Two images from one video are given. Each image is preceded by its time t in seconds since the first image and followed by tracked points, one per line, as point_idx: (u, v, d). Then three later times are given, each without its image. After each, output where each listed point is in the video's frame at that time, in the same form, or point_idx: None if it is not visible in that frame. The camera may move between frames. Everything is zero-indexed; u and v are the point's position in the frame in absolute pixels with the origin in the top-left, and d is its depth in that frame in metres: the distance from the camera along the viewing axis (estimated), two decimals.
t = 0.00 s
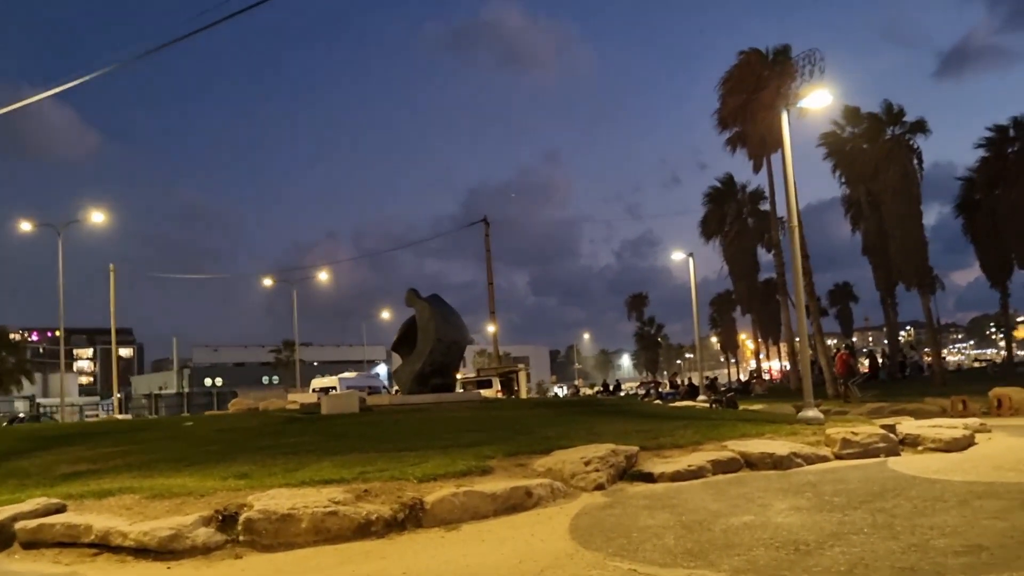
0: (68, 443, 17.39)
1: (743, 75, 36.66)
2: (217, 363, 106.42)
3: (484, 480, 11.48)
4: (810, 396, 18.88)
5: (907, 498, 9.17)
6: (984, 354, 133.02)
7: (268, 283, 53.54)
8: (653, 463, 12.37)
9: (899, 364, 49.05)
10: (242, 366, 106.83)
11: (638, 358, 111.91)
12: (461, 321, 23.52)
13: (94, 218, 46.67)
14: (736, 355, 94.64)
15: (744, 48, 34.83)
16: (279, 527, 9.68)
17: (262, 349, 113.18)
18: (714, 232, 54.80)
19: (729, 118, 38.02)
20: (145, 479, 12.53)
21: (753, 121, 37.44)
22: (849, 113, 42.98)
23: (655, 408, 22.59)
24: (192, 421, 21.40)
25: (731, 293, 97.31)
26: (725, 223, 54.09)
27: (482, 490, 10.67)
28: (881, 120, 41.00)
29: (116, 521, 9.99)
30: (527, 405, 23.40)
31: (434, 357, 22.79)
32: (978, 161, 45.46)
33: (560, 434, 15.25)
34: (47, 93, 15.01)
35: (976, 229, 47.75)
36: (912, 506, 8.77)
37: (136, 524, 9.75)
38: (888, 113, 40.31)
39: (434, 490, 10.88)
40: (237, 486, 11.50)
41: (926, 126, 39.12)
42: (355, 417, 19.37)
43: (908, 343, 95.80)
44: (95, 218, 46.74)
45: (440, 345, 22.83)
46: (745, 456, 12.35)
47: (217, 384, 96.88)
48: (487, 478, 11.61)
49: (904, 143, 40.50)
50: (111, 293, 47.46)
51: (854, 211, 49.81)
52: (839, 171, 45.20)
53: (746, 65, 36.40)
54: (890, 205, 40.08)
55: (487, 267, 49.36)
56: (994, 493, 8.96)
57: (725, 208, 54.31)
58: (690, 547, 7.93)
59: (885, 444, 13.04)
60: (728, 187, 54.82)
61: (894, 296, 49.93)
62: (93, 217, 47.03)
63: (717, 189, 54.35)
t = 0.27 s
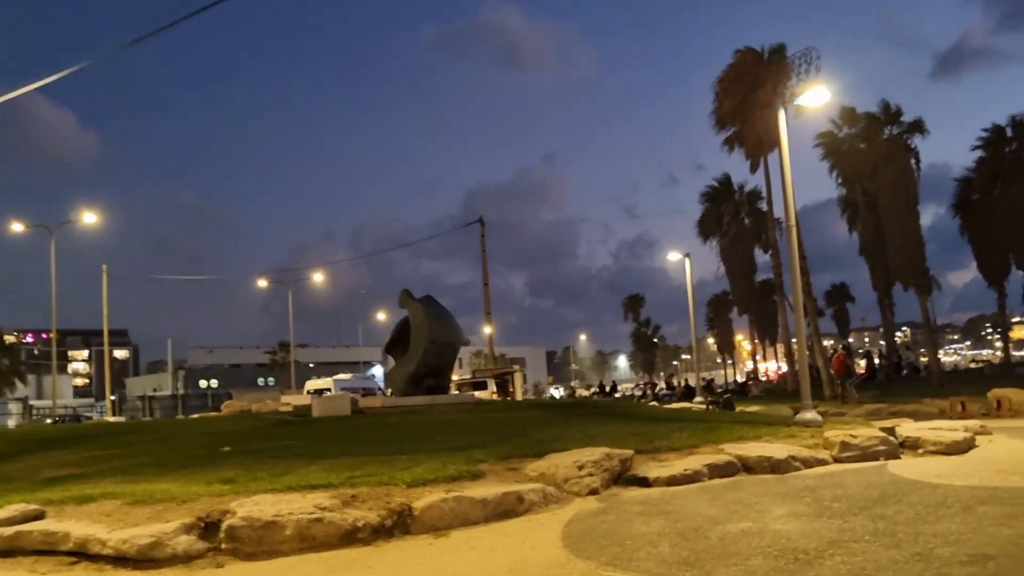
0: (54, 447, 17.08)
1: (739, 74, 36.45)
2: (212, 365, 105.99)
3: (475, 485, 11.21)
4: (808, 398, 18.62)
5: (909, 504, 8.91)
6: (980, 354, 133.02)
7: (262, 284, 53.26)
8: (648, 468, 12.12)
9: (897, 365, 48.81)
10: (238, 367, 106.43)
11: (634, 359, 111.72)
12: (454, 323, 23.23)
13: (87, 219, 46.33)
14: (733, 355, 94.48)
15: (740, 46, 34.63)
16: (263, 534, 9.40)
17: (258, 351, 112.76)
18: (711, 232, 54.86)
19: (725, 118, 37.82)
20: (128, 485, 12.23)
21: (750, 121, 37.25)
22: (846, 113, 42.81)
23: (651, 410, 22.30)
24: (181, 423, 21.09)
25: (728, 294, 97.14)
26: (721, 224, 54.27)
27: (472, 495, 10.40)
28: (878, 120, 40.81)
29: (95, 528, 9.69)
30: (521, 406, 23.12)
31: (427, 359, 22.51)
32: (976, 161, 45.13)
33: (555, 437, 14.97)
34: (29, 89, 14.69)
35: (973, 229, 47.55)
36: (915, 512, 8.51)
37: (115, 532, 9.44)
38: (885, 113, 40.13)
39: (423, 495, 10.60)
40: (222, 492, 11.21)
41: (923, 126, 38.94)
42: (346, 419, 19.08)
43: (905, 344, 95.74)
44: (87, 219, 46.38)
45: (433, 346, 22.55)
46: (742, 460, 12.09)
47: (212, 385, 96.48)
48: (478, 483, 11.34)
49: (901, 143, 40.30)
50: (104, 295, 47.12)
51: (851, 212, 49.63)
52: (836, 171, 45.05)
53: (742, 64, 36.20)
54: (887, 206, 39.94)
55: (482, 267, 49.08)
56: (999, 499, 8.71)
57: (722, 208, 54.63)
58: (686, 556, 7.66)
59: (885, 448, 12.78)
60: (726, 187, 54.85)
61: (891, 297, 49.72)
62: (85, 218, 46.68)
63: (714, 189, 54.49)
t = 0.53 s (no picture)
0: (29, 448, 16.71)
1: (727, 75, 36.34)
2: (198, 366, 105.23)
3: (458, 488, 10.95)
4: (797, 400, 18.42)
5: (902, 508, 8.69)
6: (966, 358, 133.59)
7: (248, 284, 52.76)
8: (635, 471, 11.89)
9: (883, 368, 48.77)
10: (224, 369, 105.74)
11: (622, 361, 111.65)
12: (440, 323, 22.90)
13: (70, 218, 45.80)
14: (720, 358, 94.51)
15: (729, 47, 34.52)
16: (238, 539, 9.10)
17: (244, 352, 112.07)
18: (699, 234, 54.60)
19: (713, 119, 37.73)
20: (101, 488, 11.89)
21: (738, 122, 37.18)
22: (834, 116, 42.80)
23: (638, 412, 22.09)
24: (162, 425, 20.73)
25: (715, 297, 97.16)
26: (709, 226, 53.96)
27: (455, 499, 10.13)
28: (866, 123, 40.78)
29: (64, 532, 9.36)
30: (508, 408, 22.86)
31: (412, 360, 22.20)
32: (962, 165, 45.07)
33: (540, 440, 14.71)
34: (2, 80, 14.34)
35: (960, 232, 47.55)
36: (908, 517, 8.30)
37: (85, 536, 9.13)
38: (874, 115, 40.12)
39: (404, 499, 10.33)
40: (197, 495, 10.90)
41: (911, 129, 38.94)
42: (329, 421, 18.77)
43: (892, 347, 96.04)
44: (70, 218, 45.84)
45: (418, 347, 22.25)
46: (731, 463, 11.88)
47: (197, 387, 95.77)
48: (461, 486, 11.07)
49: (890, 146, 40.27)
50: (88, 295, 46.58)
51: (838, 215, 49.62)
52: (824, 174, 45.07)
53: (731, 65, 36.13)
54: (875, 208, 39.93)
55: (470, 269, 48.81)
56: (992, 504, 8.52)
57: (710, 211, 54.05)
58: (673, 563, 7.42)
59: (876, 451, 12.59)
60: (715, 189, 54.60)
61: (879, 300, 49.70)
62: (69, 217, 46.15)
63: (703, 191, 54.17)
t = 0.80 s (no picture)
0: None
1: (711, 80, 36.28)
2: (171, 360, 104.05)
3: (428, 491, 10.67)
4: (774, 408, 18.31)
5: (880, 521, 8.52)
6: (938, 369, 134.97)
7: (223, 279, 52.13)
8: (610, 476, 11.68)
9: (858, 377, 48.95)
10: (197, 363, 104.57)
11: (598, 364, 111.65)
12: (415, 322, 22.60)
13: (43, 207, 45.04)
14: (696, 364, 94.73)
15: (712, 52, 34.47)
16: (197, 539, 8.77)
17: (218, 346, 110.93)
18: (678, 239, 54.79)
19: (695, 124, 37.67)
20: (59, 483, 11.50)
21: (720, 128, 37.13)
22: (815, 125, 42.89)
23: (613, 416, 21.92)
24: (128, 419, 20.28)
25: (693, 302, 97.43)
26: (688, 231, 54.17)
27: (424, 502, 9.84)
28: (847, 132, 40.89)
29: (16, 530, 8.98)
30: (482, 409, 22.59)
31: (386, 358, 21.88)
32: (939, 177, 44.98)
33: (514, 442, 14.47)
34: None
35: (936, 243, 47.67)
36: (886, 530, 8.13)
37: (38, 533, 8.76)
38: (855, 125, 40.21)
39: (372, 501, 10.03)
40: (158, 493, 10.54)
41: (891, 140, 39.05)
42: (299, 418, 18.42)
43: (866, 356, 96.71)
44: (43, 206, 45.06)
45: (393, 345, 21.92)
46: (707, 470, 11.70)
47: (170, 381, 94.61)
48: (431, 488, 10.80)
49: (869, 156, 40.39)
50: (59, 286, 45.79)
51: (817, 223, 49.79)
52: (803, 182, 45.17)
53: (714, 70, 36.04)
54: (854, 218, 40.10)
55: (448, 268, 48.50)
56: (971, 518, 8.38)
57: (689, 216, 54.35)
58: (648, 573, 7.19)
59: (852, 460, 12.44)
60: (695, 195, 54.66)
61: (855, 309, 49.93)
62: (41, 206, 45.32)
63: (682, 197, 54.42)
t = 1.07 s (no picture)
0: None
1: (681, 85, 36.29)
2: (128, 351, 102.18)
3: (382, 489, 10.35)
4: (736, 413, 18.21)
5: (842, 529, 8.35)
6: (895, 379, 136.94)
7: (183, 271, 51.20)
8: (569, 478, 11.42)
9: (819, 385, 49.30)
10: (156, 355, 102.77)
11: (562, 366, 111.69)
12: (377, 318, 22.21)
13: None
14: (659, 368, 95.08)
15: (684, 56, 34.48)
16: (136, 536, 8.35)
17: (177, 339, 109.14)
18: (644, 243, 54.87)
19: (665, 128, 37.67)
20: None
21: (690, 133, 37.17)
22: (783, 133, 43.13)
23: (575, 417, 21.70)
24: (76, 410, 19.64)
25: (657, 307, 97.85)
26: (655, 235, 54.24)
27: (377, 501, 9.51)
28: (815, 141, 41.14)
29: None
30: (442, 408, 22.25)
31: (346, 354, 21.47)
32: (904, 188, 45.77)
33: (473, 442, 14.17)
34: None
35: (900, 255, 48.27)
36: (848, 538, 7.95)
37: None
38: (823, 133, 40.47)
39: (322, 498, 9.68)
40: (99, 486, 10.08)
41: (857, 149, 39.34)
42: (254, 413, 17.94)
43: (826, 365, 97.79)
44: None
45: (352, 341, 21.51)
46: (667, 475, 11.49)
47: (126, 373, 92.85)
48: (385, 487, 10.48)
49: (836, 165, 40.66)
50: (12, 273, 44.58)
51: (783, 231, 50.10)
52: (770, 190, 45.36)
53: (685, 74, 36.06)
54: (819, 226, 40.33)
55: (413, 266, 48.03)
56: (933, 528, 8.23)
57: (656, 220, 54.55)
58: None
59: (814, 468, 12.31)
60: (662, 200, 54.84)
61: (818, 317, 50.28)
62: None
63: (650, 201, 54.49)
